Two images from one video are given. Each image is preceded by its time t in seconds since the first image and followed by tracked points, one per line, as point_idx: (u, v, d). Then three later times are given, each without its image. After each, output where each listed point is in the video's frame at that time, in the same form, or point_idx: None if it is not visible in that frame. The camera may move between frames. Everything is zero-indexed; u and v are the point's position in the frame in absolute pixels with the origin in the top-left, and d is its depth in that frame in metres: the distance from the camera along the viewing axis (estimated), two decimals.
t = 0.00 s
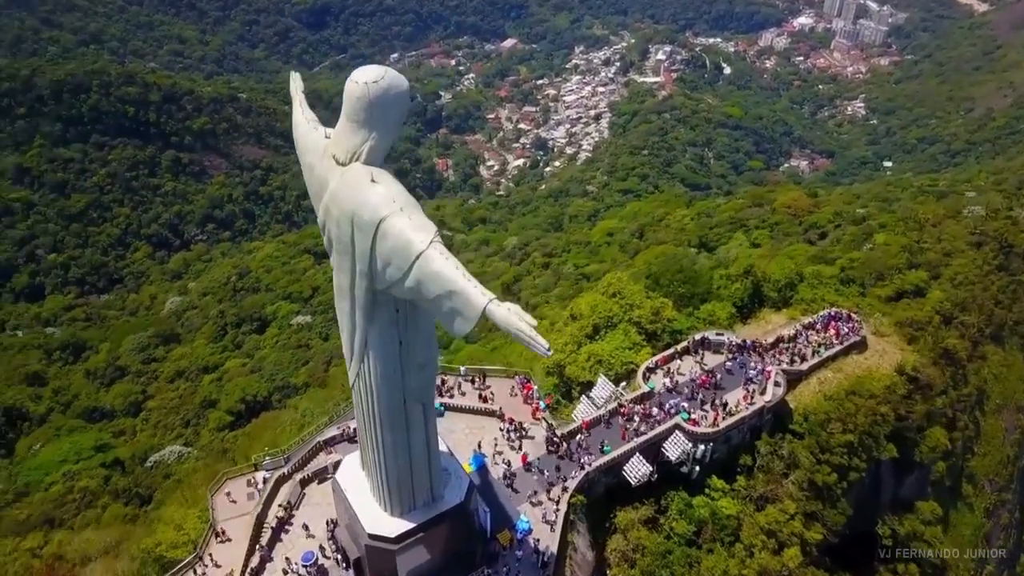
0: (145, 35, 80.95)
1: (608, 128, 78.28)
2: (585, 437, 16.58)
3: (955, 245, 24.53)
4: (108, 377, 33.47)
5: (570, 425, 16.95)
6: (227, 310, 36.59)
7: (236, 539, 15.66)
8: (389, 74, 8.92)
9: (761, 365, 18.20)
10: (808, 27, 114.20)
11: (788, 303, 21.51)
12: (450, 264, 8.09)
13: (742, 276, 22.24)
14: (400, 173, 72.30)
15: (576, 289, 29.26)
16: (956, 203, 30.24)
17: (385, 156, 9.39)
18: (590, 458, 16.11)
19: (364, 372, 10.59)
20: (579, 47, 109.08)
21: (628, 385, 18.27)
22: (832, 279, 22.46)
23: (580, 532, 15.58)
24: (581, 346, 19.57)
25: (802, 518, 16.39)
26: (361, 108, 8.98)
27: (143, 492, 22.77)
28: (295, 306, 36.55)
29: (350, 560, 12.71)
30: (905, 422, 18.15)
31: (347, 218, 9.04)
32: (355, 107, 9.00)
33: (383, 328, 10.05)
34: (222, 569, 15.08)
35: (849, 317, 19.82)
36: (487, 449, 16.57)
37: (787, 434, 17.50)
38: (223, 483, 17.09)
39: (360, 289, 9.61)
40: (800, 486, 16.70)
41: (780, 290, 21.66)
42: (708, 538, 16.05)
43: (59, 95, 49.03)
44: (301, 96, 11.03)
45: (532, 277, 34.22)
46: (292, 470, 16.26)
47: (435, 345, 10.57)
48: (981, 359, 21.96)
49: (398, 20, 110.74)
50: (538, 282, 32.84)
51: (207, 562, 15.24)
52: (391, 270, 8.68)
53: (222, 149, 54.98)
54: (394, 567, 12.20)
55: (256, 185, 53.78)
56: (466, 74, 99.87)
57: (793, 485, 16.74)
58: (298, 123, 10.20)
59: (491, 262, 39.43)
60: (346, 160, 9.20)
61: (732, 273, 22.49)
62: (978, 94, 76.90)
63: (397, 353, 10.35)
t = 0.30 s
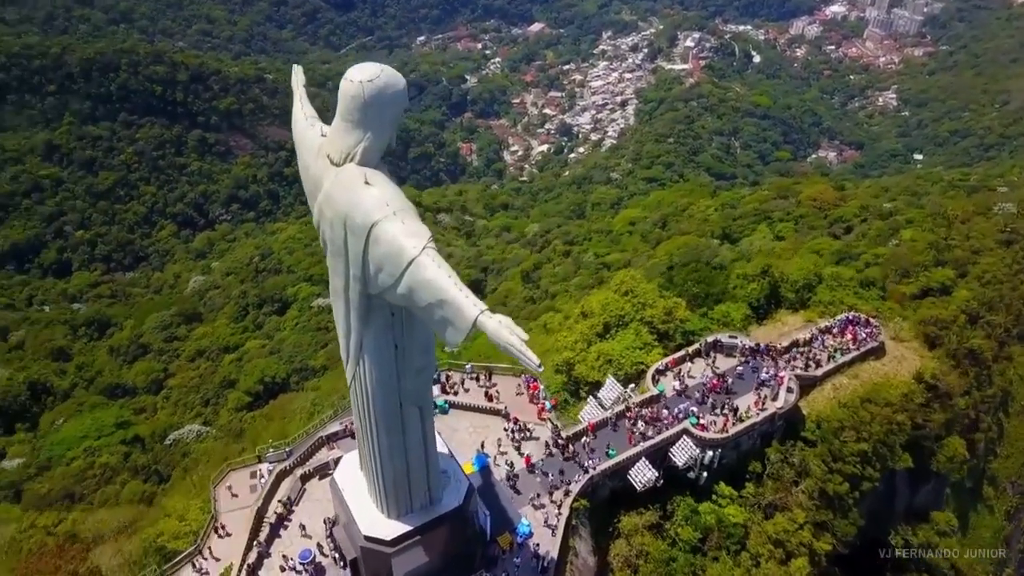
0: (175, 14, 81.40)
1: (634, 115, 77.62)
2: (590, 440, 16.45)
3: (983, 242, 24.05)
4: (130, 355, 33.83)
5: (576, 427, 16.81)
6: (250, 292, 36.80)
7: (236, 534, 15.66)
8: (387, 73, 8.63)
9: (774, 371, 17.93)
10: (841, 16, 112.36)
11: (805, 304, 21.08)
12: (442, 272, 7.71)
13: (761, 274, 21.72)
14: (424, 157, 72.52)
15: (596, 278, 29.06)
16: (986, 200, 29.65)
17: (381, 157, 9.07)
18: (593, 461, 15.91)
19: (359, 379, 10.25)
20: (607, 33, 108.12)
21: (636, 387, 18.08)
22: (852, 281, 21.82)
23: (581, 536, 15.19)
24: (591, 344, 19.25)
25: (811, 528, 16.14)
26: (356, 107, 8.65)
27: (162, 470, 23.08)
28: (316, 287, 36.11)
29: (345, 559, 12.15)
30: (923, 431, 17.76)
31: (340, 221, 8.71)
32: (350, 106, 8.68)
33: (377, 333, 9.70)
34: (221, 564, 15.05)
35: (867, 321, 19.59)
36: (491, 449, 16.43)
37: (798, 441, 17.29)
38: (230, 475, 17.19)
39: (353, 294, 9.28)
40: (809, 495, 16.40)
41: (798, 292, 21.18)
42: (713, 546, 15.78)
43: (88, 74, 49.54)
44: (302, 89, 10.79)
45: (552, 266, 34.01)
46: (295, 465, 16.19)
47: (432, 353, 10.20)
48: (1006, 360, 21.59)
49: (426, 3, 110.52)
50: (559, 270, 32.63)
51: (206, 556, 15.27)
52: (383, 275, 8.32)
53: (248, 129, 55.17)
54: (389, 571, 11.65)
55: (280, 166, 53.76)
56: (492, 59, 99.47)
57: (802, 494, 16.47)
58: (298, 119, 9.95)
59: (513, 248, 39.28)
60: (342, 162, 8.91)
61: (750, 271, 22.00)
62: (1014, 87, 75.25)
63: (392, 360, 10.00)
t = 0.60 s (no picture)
0: None
1: (660, 102, 76.84)
2: (594, 442, 16.38)
3: (1012, 240, 23.49)
4: (152, 331, 34.17)
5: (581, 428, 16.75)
6: (271, 271, 36.88)
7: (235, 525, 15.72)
8: (380, 72, 8.60)
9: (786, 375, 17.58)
10: (875, 4, 110.38)
11: (822, 305, 20.63)
12: (429, 277, 7.57)
13: (777, 275, 21.32)
14: (448, 140, 72.49)
15: (616, 267, 28.88)
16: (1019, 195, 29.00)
17: (375, 157, 9.02)
18: (596, 464, 15.82)
19: (354, 382, 10.22)
20: (635, 17, 107.02)
21: (644, 390, 17.80)
22: (871, 283, 21.25)
23: (582, 539, 15.19)
24: (600, 343, 19.26)
25: (819, 537, 15.74)
26: (348, 107, 8.64)
27: (180, 447, 23.33)
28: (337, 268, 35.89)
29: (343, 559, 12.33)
30: (938, 441, 17.51)
31: (331, 223, 8.66)
32: (343, 105, 8.66)
33: (370, 336, 9.63)
34: (220, 557, 15.12)
35: (885, 326, 19.12)
36: (494, 449, 16.38)
37: (808, 448, 16.93)
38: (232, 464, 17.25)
39: (345, 296, 9.21)
40: (818, 504, 16.12)
41: (815, 293, 20.75)
42: (718, 553, 15.40)
43: (117, 52, 50.00)
44: (302, 83, 10.79)
45: (572, 254, 33.81)
46: (295, 459, 16.18)
47: (426, 356, 10.10)
48: None
49: None
50: (579, 258, 32.46)
51: (203, 546, 15.32)
52: (372, 280, 8.18)
53: (273, 109, 55.31)
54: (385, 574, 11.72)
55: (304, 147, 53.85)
56: (519, 42, 98.91)
57: (811, 503, 16.15)
58: (296, 117, 9.96)
59: (534, 235, 39.11)
60: (334, 162, 8.88)
61: (767, 271, 21.74)
62: None
63: (386, 363, 9.92)
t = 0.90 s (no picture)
0: None
1: (686, 88, 75.93)
2: (598, 444, 16.32)
3: None
4: (174, 308, 34.48)
5: (586, 429, 16.71)
6: (292, 250, 36.69)
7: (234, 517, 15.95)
8: (371, 70, 8.50)
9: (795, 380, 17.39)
10: None
11: (839, 307, 20.46)
12: (417, 286, 7.44)
13: (794, 274, 21.12)
14: (471, 122, 72.44)
15: (635, 256, 28.74)
16: None
17: (366, 157, 8.94)
18: (598, 468, 15.77)
19: (348, 385, 10.17)
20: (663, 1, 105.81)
21: (652, 391, 17.68)
22: (890, 285, 20.86)
23: (582, 542, 15.08)
24: (609, 340, 19.00)
25: (826, 547, 15.50)
26: (338, 106, 8.58)
27: (199, 424, 23.54)
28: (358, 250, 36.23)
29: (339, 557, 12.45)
30: (953, 450, 17.13)
31: (320, 227, 8.59)
32: (333, 105, 8.60)
33: (362, 340, 9.56)
34: (216, 548, 15.32)
35: (902, 331, 18.85)
36: (496, 450, 16.37)
37: (817, 456, 16.71)
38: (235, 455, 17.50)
39: (336, 300, 9.15)
40: (826, 513, 15.86)
41: (832, 294, 20.56)
42: (720, 560, 15.22)
43: (145, 28, 49.97)
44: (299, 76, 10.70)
45: (593, 241, 33.59)
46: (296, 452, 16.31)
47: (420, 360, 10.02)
48: None
49: None
50: (600, 245, 32.26)
51: (201, 536, 15.55)
52: (361, 286, 8.09)
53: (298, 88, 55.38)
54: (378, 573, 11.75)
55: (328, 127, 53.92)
56: (546, 24, 98.21)
57: (818, 511, 15.91)
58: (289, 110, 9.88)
59: (554, 220, 38.90)
60: (325, 163, 8.82)
61: (784, 270, 21.45)
62: None
63: (379, 366, 9.86)
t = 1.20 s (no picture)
0: None
1: (714, 74, 75.01)
2: (600, 446, 16.27)
3: None
4: (195, 285, 34.73)
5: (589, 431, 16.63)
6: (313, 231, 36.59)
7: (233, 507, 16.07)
8: (359, 69, 8.56)
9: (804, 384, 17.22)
10: None
11: (856, 309, 20.18)
12: (399, 294, 7.34)
13: (809, 274, 20.88)
14: (495, 105, 72.39)
15: (654, 246, 28.54)
16: None
17: (356, 156, 8.96)
18: (600, 471, 15.70)
19: (340, 386, 10.20)
20: None
21: (658, 393, 17.55)
22: (908, 289, 20.46)
23: (581, 545, 15.06)
24: (617, 339, 18.99)
25: (831, 557, 15.28)
26: (326, 105, 8.66)
27: (216, 401, 23.80)
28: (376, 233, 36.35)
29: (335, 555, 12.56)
30: (970, 461, 16.61)
31: (306, 230, 8.60)
32: (321, 104, 8.69)
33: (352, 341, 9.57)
34: (214, 539, 15.44)
35: (919, 338, 18.52)
36: (498, 449, 16.36)
37: (826, 464, 16.49)
38: (236, 445, 17.63)
39: (326, 302, 9.15)
40: (833, 522, 15.62)
41: (849, 297, 20.28)
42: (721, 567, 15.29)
43: (173, 5, 50.02)
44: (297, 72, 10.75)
45: (614, 228, 33.37)
46: (295, 445, 16.37)
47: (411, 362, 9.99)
48: None
49: None
50: (620, 232, 32.04)
51: (199, 525, 15.68)
52: (345, 291, 8.00)
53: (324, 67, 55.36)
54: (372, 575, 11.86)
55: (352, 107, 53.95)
56: (573, 7, 97.44)
57: (825, 520, 15.67)
58: (283, 107, 9.91)
59: (576, 206, 38.68)
60: (313, 164, 8.86)
61: (800, 270, 21.18)
62: None
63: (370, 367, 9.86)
